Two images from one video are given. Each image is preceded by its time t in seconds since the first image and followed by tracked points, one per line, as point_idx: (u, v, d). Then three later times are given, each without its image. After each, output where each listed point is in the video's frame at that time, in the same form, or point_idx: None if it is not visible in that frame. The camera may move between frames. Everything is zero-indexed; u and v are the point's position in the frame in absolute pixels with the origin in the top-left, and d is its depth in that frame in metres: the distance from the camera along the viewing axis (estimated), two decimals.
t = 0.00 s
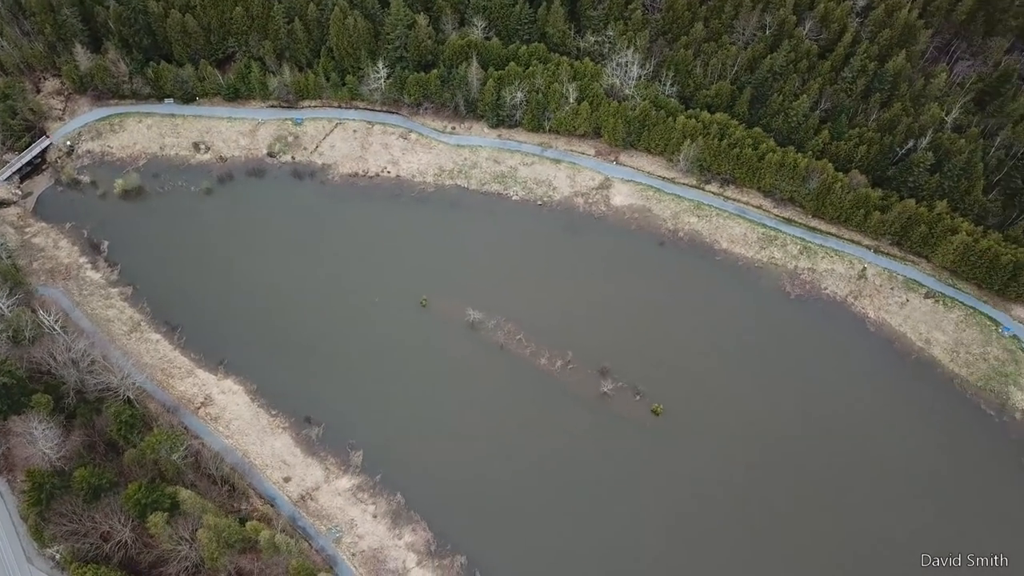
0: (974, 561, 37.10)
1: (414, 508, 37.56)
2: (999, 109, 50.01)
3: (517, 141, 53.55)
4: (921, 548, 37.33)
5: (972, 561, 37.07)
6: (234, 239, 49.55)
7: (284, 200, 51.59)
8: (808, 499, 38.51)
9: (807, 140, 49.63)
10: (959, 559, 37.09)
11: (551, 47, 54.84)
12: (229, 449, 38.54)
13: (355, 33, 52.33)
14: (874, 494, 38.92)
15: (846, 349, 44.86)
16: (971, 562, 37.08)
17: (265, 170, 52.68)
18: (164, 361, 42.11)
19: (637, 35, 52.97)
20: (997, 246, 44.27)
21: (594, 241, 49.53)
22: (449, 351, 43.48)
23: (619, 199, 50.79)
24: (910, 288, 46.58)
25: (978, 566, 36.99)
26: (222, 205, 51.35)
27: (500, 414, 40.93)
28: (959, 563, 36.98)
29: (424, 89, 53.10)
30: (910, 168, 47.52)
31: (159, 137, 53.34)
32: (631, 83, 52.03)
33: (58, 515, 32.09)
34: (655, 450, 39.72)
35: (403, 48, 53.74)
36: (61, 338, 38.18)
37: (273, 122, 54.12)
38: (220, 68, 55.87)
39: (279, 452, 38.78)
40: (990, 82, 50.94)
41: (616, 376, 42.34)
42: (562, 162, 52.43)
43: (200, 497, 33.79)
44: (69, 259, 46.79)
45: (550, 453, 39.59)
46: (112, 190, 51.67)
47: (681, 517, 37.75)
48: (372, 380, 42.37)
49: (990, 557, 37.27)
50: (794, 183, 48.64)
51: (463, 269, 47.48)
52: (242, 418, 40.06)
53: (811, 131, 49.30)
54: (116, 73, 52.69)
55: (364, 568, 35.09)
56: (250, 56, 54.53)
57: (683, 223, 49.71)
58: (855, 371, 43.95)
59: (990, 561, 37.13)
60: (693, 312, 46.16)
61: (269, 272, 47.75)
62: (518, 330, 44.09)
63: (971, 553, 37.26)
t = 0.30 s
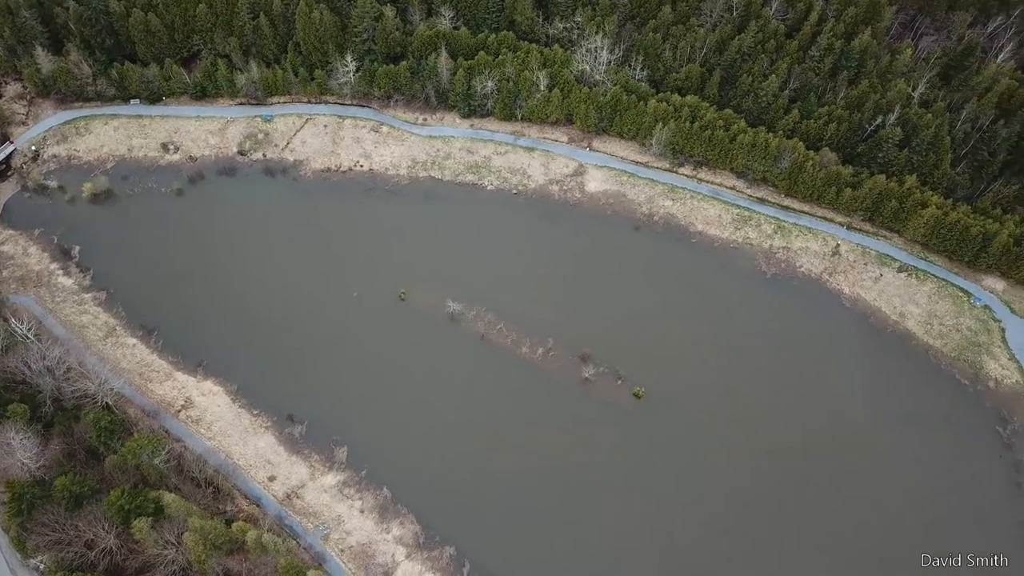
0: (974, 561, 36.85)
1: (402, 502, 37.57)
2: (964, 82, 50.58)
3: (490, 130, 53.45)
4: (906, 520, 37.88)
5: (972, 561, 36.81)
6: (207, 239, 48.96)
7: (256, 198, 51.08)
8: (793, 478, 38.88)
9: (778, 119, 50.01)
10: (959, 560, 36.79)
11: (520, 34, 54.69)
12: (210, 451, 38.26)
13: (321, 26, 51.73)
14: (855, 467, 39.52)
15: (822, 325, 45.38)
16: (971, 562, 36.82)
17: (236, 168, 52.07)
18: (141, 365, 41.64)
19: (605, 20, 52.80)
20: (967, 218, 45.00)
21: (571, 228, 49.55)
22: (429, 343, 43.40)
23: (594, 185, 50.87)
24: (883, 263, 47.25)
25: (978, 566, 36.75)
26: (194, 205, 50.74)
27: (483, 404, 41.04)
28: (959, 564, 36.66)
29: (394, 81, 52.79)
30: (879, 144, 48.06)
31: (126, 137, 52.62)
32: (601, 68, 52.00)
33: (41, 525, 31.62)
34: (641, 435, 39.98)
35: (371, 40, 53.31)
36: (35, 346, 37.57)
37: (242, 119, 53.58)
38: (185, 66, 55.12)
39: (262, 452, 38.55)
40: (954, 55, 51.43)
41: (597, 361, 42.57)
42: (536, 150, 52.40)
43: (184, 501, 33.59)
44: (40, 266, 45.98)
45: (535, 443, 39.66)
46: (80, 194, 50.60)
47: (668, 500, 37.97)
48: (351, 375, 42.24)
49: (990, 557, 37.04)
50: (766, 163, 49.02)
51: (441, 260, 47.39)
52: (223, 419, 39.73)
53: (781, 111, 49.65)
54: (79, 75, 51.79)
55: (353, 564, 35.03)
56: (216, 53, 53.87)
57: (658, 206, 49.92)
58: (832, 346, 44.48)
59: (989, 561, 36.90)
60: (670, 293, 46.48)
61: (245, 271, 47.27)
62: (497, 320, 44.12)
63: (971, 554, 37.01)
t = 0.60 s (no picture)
0: (974, 561, 36.75)
1: (389, 493, 37.60)
2: (930, 55, 50.88)
3: (462, 118, 53.19)
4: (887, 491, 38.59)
5: (972, 561, 36.72)
6: (180, 238, 48.38)
7: (228, 195, 50.55)
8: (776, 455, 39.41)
9: (749, 97, 50.27)
10: (959, 560, 36.72)
11: (489, 21, 54.37)
12: (193, 451, 37.98)
13: (287, 18, 51.09)
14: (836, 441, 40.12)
15: (799, 301, 45.88)
16: (971, 562, 36.73)
17: (207, 166, 51.44)
18: (119, 368, 41.19)
19: (574, 4, 52.59)
20: (938, 189, 45.57)
21: (547, 214, 49.55)
22: (410, 334, 43.31)
23: (569, 169, 50.85)
24: (857, 238, 47.78)
25: (977, 566, 36.66)
26: (165, 204, 50.10)
27: (466, 393, 41.09)
28: (959, 565, 36.59)
29: (363, 72, 52.39)
30: (849, 119, 48.42)
31: (93, 138, 51.77)
32: (572, 52, 51.81)
33: (24, 534, 31.33)
34: (626, 417, 40.26)
35: (338, 31, 52.66)
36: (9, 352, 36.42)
37: (211, 115, 52.89)
38: (150, 63, 54.20)
39: (246, 450, 38.35)
40: (920, 28, 51.70)
41: (579, 345, 42.74)
42: (509, 137, 52.26)
43: (169, 503, 33.36)
44: (11, 272, 45.13)
45: (520, 431, 39.78)
46: (49, 198, 49.69)
47: (654, 481, 38.33)
48: (332, 370, 42.03)
49: (990, 557, 36.91)
50: (739, 142, 49.25)
51: (418, 250, 47.23)
52: (205, 419, 39.43)
53: (751, 89, 49.85)
54: (41, 76, 50.65)
55: (343, 558, 35.05)
56: (181, 49, 53.06)
57: (633, 189, 50.05)
58: (809, 322, 44.99)
59: (989, 560, 36.79)
60: (647, 275, 46.71)
61: (221, 270, 46.78)
62: (477, 308, 44.12)
63: (971, 554, 36.92)
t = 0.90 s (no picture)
0: (974, 561, 36.49)
1: (376, 486, 37.59)
2: (896, 29, 51.22)
3: (434, 107, 52.95)
4: (870, 462, 39.15)
5: (972, 561, 36.46)
6: (153, 240, 47.73)
7: (200, 194, 49.93)
8: (759, 431, 39.80)
9: (720, 77, 50.47)
10: (959, 559, 36.43)
11: (458, 8, 54.15)
12: (176, 453, 37.67)
13: (253, 11, 50.47)
14: (816, 414, 40.66)
15: (776, 278, 46.30)
16: (971, 562, 36.46)
17: (178, 165, 50.78)
18: (97, 373, 40.65)
19: None
20: (908, 161, 46.19)
21: (524, 200, 49.47)
22: (390, 325, 43.21)
23: (543, 155, 50.79)
24: (831, 213, 48.22)
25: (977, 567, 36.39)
26: (137, 205, 49.39)
27: (449, 382, 41.13)
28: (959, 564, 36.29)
29: (332, 64, 51.94)
30: (819, 96, 48.84)
31: (59, 141, 50.84)
32: (542, 37, 51.50)
33: (8, 544, 31.11)
34: (610, 401, 40.47)
35: (305, 24, 52.17)
36: None
37: (180, 113, 52.15)
38: (115, 63, 53.29)
39: (230, 450, 38.10)
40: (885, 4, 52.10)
41: (560, 331, 42.88)
42: (483, 124, 52.09)
43: (155, 505, 33.16)
44: None
45: (506, 418, 39.85)
46: (16, 203, 48.71)
47: (641, 463, 38.60)
48: (314, 364, 41.87)
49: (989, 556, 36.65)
50: (711, 122, 49.52)
51: (395, 242, 47.04)
52: (187, 420, 39.09)
53: (722, 68, 50.06)
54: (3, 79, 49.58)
55: (333, 553, 35.01)
56: (146, 47, 52.27)
57: (608, 172, 50.12)
58: (787, 299, 45.46)
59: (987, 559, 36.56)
60: (626, 257, 46.87)
61: (196, 269, 46.27)
62: (457, 298, 44.07)
63: (971, 554, 36.63)
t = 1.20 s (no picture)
0: (974, 561, 35.99)
1: (363, 480, 37.53)
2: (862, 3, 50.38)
3: (405, 96, 52.60)
4: (851, 434, 39.63)
5: (972, 561, 35.96)
6: (126, 242, 47.05)
7: (172, 193, 49.29)
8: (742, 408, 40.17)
9: (690, 57, 50.69)
10: (960, 560, 36.05)
11: None
12: (159, 456, 37.37)
13: (217, 6, 49.59)
14: (798, 389, 41.09)
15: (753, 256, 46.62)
16: (971, 562, 35.97)
17: (148, 165, 50.07)
18: (75, 378, 40.13)
19: None
20: (879, 135, 46.65)
21: (500, 187, 49.30)
22: (371, 318, 43.02)
23: (517, 141, 50.64)
24: (805, 188, 48.61)
25: (977, 567, 35.88)
26: (107, 207, 48.63)
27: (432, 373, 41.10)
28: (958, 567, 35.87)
29: (300, 57, 51.45)
30: (789, 72, 49.07)
31: (24, 144, 49.88)
32: (511, 22, 51.46)
33: None
34: (593, 384, 40.65)
35: (272, 16, 51.32)
36: None
37: (147, 112, 51.39)
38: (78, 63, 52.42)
39: (214, 450, 37.85)
40: None
41: (541, 316, 42.94)
42: (455, 112, 51.85)
43: (140, 509, 32.97)
44: None
45: (490, 406, 39.91)
46: None
47: (626, 445, 38.82)
48: (296, 360, 41.66)
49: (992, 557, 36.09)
50: (683, 102, 49.71)
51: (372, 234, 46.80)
52: (169, 422, 38.75)
53: (692, 48, 50.22)
54: None
55: (323, 548, 34.97)
56: (110, 46, 51.43)
57: (583, 156, 50.07)
58: (765, 275, 45.82)
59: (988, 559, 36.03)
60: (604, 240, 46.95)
61: (172, 270, 45.73)
62: (437, 288, 43.95)
63: (971, 553, 36.18)
